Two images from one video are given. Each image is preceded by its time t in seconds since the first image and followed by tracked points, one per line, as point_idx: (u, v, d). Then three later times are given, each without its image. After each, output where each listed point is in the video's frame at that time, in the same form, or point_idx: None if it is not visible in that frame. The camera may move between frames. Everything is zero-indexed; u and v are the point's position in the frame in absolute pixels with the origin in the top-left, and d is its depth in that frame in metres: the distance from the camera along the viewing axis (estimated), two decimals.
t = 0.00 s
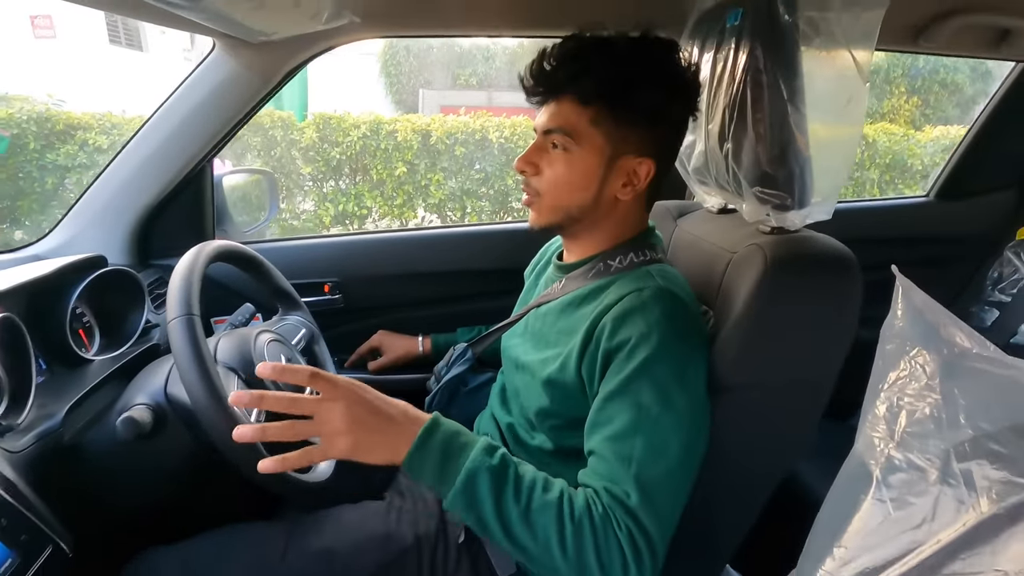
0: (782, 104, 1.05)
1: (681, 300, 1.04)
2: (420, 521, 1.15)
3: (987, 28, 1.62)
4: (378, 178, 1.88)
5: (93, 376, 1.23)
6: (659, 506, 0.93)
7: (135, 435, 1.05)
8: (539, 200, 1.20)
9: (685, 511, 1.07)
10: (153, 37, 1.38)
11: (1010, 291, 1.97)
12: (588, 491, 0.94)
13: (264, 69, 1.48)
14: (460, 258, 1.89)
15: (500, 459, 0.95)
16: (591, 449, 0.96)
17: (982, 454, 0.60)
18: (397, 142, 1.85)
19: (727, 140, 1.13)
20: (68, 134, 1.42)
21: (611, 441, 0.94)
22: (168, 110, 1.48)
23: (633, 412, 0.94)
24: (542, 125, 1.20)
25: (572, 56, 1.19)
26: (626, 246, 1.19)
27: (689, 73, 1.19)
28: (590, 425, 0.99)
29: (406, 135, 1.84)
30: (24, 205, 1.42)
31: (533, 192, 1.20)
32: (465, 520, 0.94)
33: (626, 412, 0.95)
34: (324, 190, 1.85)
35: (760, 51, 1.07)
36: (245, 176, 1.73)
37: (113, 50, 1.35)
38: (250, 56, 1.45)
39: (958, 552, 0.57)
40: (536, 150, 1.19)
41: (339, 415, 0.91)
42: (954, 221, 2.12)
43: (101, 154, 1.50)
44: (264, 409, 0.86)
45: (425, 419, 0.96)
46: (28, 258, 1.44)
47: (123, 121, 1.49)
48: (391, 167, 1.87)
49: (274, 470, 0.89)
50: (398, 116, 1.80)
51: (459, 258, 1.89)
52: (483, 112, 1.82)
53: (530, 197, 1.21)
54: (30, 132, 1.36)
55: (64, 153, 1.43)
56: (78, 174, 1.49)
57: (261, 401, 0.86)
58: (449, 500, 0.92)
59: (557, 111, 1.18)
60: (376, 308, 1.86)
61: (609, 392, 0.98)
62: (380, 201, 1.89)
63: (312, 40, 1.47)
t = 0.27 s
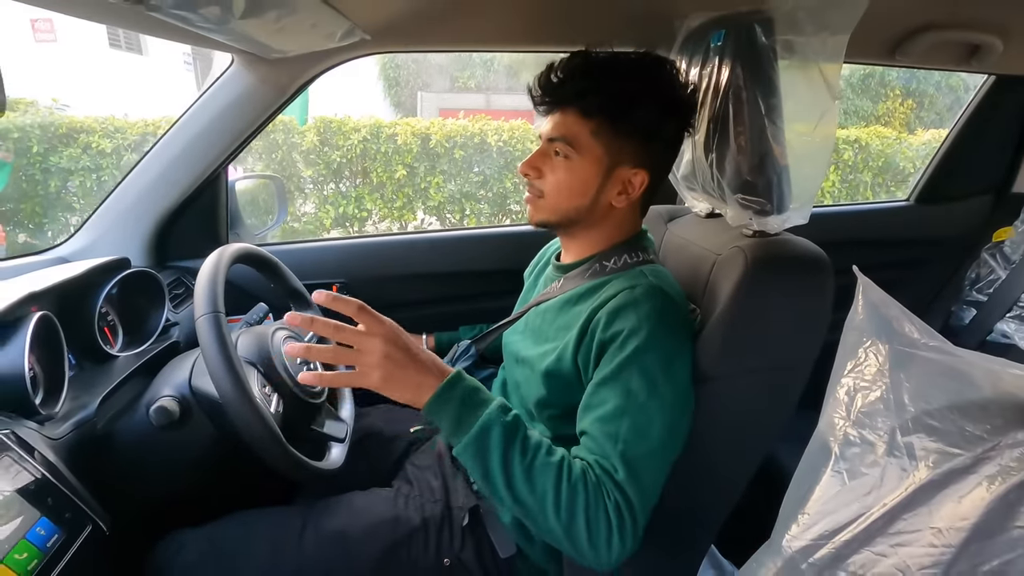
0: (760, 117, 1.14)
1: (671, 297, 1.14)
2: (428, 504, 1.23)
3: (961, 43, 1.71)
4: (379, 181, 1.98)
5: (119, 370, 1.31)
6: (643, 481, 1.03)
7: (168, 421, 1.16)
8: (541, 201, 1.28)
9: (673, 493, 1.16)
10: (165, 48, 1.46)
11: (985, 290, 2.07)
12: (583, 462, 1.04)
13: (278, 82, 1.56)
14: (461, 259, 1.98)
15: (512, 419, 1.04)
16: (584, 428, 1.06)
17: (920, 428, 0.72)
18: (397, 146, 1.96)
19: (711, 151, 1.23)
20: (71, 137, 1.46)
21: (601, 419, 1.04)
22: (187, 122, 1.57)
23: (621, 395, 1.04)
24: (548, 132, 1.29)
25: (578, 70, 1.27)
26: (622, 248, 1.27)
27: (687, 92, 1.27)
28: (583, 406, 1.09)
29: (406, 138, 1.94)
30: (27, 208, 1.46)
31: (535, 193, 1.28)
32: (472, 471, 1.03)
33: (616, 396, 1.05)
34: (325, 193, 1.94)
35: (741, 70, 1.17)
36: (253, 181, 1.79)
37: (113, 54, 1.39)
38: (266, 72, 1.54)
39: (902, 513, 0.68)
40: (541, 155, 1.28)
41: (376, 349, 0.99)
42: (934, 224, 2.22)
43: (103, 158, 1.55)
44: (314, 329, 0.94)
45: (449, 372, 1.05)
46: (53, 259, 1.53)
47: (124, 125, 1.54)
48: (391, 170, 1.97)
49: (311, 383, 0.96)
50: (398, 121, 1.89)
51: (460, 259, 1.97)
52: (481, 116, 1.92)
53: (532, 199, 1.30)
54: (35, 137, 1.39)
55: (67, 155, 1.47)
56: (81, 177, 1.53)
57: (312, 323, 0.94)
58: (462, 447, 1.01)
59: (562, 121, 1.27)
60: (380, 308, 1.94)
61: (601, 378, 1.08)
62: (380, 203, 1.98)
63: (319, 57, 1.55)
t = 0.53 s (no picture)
0: (755, 116, 1.14)
1: (665, 299, 1.13)
2: (421, 506, 1.22)
3: (955, 42, 1.71)
4: (375, 182, 1.96)
5: (108, 372, 1.29)
6: (645, 487, 1.02)
7: (156, 425, 1.15)
8: (534, 197, 1.27)
9: (668, 494, 1.15)
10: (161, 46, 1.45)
11: (981, 289, 2.06)
12: (583, 471, 1.02)
13: (271, 80, 1.55)
14: (456, 259, 1.96)
15: (507, 436, 1.03)
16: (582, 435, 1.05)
17: (916, 430, 0.71)
18: (392, 146, 1.92)
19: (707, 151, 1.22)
20: (64, 137, 1.44)
21: (600, 426, 1.03)
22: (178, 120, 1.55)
23: (619, 400, 1.03)
24: (544, 128, 1.28)
25: (578, 66, 1.26)
26: (616, 248, 1.26)
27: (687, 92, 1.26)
28: (580, 413, 1.08)
29: (402, 138, 1.92)
30: (20, 209, 1.44)
31: (530, 189, 1.27)
32: (470, 492, 1.01)
33: (614, 401, 1.03)
34: (320, 194, 1.92)
35: (736, 68, 1.17)
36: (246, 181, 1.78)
37: (108, 54, 1.38)
38: (259, 69, 1.52)
39: (899, 516, 0.67)
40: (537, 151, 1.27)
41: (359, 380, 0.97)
42: (929, 223, 2.21)
43: (97, 158, 1.54)
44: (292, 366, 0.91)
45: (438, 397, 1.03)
46: (41, 260, 1.51)
47: (119, 125, 1.52)
48: (387, 170, 1.94)
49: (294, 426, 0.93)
50: (393, 120, 1.88)
51: (456, 259, 1.96)
52: (478, 116, 1.91)
53: (526, 195, 1.29)
54: (26, 137, 1.38)
55: (60, 155, 1.45)
56: (73, 178, 1.51)
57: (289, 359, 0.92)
58: (458, 472, 0.99)
59: (559, 117, 1.26)
60: (375, 309, 1.93)
61: (597, 382, 1.07)
62: (376, 204, 1.97)
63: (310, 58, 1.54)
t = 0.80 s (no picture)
0: (753, 113, 1.13)
1: (663, 296, 1.13)
2: (418, 506, 1.22)
3: (952, 40, 1.70)
4: (372, 181, 1.96)
5: (102, 372, 1.29)
6: (645, 485, 1.01)
7: (151, 424, 1.14)
8: (530, 198, 1.26)
9: (667, 493, 1.14)
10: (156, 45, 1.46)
11: (978, 288, 2.06)
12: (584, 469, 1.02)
13: (266, 77, 1.54)
14: (454, 259, 1.96)
15: (507, 433, 1.02)
16: (582, 433, 1.04)
17: (918, 426, 0.70)
18: (390, 146, 1.94)
19: (706, 148, 1.21)
20: (59, 137, 1.43)
21: (599, 423, 1.02)
22: (173, 118, 1.54)
23: (619, 398, 1.02)
24: (537, 129, 1.27)
25: (567, 65, 1.26)
26: (614, 246, 1.26)
27: (676, 86, 1.26)
28: (579, 411, 1.07)
29: (399, 138, 1.93)
30: (15, 209, 1.44)
31: (525, 190, 1.27)
32: (470, 491, 1.00)
33: (614, 398, 1.03)
34: (317, 193, 1.92)
35: (734, 65, 1.16)
36: (241, 180, 1.76)
37: (103, 53, 1.37)
38: (254, 66, 1.52)
39: (900, 514, 0.67)
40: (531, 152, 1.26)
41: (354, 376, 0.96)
42: (926, 222, 2.22)
43: (92, 158, 1.52)
44: (286, 363, 0.90)
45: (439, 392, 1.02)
46: (36, 259, 1.50)
47: (114, 124, 1.52)
48: (383, 170, 1.96)
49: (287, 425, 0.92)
50: (390, 120, 1.88)
51: (453, 259, 1.96)
52: (475, 116, 1.92)
53: (522, 195, 1.28)
54: (22, 138, 1.37)
55: (55, 155, 1.44)
56: (69, 177, 1.50)
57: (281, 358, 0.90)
58: (458, 469, 0.99)
59: (551, 117, 1.25)
60: (372, 308, 1.92)
61: (597, 379, 1.06)
62: (373, 203, 1.96)
63: (305, 56, 1.54)
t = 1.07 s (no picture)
0: (751, 109, 1.12)
1: (660, 294, 1.12)
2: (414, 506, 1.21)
3: (949, 38, 1.70)
4: (369, 181, 1.94)
5: (94, 372, 1.27)
6: (643, 484, 1.00)
7: (143, 424, 1.13)
8: (522, 193, 1.25)
9: (666, 492, 1.13)
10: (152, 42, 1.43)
11: (976, 286, 2.06)
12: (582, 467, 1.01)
13: (260, 75, 1.53)
14: (451, 258, 1.95)
15: (506, 431, 1.00)
16: (580, 431, 1.03)
17: (918, 423, 0.70)
18: (387, 145, 1.91)
19: (703, 144, 1.20)
20: (54, 138, 1.44)
21: (598, 422, 1.01)
22: (166, 117, 1.53)
23: (617, 396, 1.01)
24: (531, 125, 1.26)
25: (564, 62, 1.25)
26: (609, 244, 1.25)
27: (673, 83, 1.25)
28: (577, 408, 1.06)
29: (396, 138, 1.90)
30: (10, 209, 1.44)
31: (518, 185, 1.25)
32: (467, 489, 0.99)
33: (612, 397, 1.02)
34: (314, 193, 1.91)
35: (731, 61, 1.15)
36: (237, 179, 1.78)
37: (99, 52, 1.37)
38: (249, 63, 1.50)
39: (901, 512, 0.66)
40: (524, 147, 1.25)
41: (349, 374, 0.93)
42: (924, 221, 2.21)
43: (87, 157, 1.53)
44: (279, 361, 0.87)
45: (435, 387, 1.00)
46: (29, 258, 1.49)
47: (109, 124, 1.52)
48: (381, 170, 1.93)
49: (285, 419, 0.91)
50: (387, 120, 1.88)
51: (450, 258, 1.95)
52: (472, 116, 1.91)
53: (514, 190, 1.26)
54: (15, 137, 1.38)
55: (50, 155, 1.44)
56: (64, 177, 1.50)
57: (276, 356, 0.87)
58: (455, 467, 0.97)
59: (546, 114, 1.24)
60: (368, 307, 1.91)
61: (595, 377, 1.05)
62: (370, 203, 1.95)
63: (298, 54, 1.52)
